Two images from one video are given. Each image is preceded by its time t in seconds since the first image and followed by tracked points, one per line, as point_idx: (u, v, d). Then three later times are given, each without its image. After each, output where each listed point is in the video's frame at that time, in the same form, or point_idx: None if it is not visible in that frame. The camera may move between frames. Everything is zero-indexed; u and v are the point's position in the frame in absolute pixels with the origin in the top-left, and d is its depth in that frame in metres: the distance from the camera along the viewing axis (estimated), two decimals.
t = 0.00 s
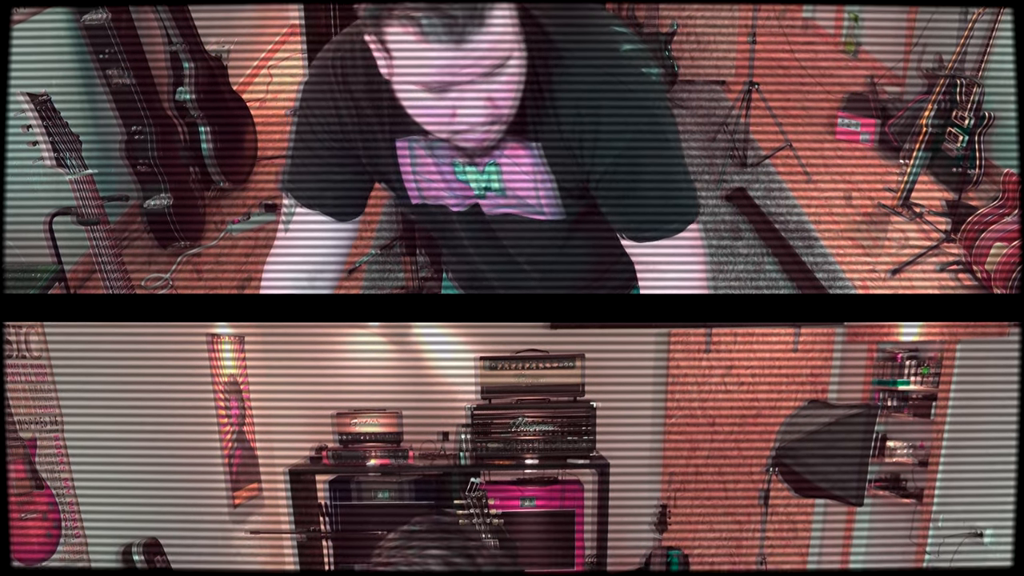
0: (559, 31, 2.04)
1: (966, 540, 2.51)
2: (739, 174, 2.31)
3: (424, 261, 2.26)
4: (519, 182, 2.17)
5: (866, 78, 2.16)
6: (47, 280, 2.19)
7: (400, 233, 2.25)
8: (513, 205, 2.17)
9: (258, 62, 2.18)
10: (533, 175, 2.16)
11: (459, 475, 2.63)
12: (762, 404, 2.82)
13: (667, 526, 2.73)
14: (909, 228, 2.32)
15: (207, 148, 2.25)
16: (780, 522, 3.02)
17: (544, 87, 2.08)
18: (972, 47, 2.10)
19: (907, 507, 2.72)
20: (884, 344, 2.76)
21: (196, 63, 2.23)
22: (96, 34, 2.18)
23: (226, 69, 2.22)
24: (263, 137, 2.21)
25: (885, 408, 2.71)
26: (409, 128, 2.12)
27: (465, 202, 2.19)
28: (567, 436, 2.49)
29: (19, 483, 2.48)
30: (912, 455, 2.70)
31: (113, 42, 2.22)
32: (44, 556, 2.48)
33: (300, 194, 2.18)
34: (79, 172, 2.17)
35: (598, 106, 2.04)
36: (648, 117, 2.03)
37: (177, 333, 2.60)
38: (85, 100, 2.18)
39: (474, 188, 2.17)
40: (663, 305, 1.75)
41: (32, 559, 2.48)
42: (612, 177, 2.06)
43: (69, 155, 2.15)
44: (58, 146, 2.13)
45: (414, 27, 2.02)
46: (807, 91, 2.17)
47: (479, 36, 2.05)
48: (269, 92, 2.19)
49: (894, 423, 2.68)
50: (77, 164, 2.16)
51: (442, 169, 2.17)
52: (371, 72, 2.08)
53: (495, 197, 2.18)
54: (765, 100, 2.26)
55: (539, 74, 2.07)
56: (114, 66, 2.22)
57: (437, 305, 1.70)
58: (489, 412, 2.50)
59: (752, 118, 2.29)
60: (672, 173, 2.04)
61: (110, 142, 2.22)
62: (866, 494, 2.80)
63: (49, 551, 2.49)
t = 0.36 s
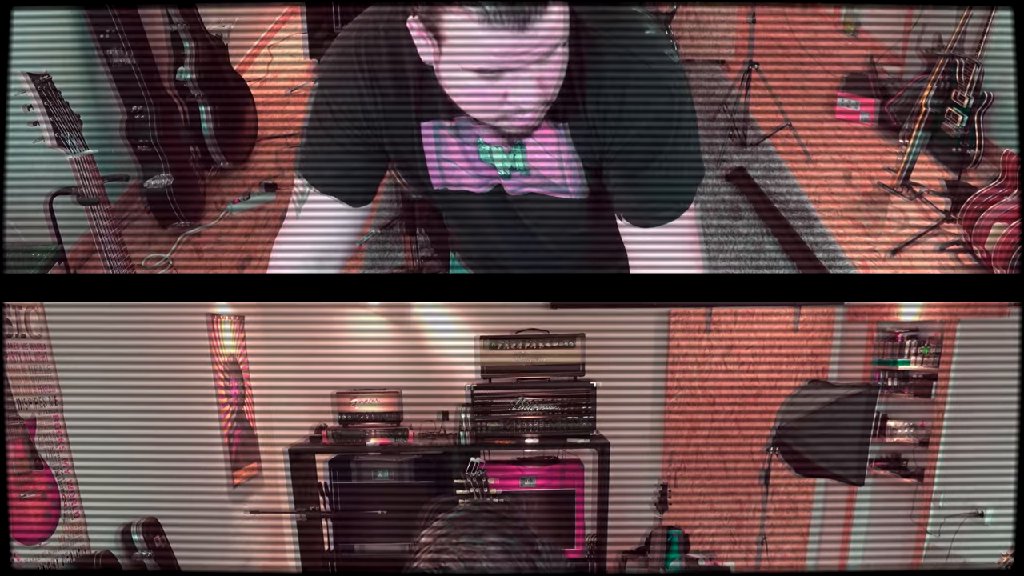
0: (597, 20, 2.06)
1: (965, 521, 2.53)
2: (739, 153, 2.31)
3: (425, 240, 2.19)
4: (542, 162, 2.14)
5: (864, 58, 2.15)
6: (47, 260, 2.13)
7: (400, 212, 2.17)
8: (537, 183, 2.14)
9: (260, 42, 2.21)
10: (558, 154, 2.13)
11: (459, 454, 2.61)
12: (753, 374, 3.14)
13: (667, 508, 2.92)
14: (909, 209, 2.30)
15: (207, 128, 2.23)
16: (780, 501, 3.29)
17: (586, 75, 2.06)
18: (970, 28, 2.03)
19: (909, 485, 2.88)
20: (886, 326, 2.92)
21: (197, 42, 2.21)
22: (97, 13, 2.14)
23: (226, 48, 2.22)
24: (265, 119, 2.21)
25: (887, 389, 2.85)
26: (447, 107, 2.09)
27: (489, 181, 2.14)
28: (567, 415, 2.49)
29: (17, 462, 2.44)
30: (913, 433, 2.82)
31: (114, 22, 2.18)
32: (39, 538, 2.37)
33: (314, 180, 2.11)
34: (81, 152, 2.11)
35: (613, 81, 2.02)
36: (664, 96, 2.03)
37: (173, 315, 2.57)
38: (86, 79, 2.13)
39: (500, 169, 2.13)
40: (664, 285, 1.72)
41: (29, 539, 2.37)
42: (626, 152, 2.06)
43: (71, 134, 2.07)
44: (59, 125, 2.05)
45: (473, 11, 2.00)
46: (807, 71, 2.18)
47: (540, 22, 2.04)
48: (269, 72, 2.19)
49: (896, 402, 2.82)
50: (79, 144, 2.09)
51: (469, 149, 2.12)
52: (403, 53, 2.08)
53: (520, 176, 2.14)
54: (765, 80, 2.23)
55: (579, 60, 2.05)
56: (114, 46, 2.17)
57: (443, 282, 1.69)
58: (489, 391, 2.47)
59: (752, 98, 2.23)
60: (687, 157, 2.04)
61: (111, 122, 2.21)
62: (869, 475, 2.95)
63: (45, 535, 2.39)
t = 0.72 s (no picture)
0: None
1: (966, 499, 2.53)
2: (739, 133, 2.29)
3: (424, 220, 2.23)
4: (557, 140, 2.01)
5: (863, 38, 2.10)
6: (48, 241, 2.08)
7: (400, 193, 2.17)
8: (554, 160, 1.99)
9: (259, 22, 2.29)
10: (573, 132, 1.99)
11: (460, 433, 2.68)
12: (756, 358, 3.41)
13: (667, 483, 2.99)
14: (909, 188, 2.30)
15: (208, 107, 2.21)
16: (780, 480, 3.41)
17: (600, 56, 1.86)
18: (968, 14, 2.08)
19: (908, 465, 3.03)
20: (885, 307, 3.11)
21: (197, 21, 2.19)
22: None
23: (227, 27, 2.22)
24: (265, 97, 2.27)
25: (888, 371, 2.99)
26: (459, 86, 1.96)
27: (503, 160, 1.99)
28: (567, 394, 2.46)
29: (14, 443, 2.13)
30: (913, 413, 2.90)
31: None
32: (41, 518, 2.16)
33: (321, 159, 2.07)
34: (83, 131, 2.04)
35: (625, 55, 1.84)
36: (674, 64, 1.81)
37: (168, 295, 2.52)
38: (87, 61, 2.06)
39: (514, 147, 1.99)
40: (665, 264, 1.70)
41: (29, 520, 2.15)
42: (637, 122, 1.89)
43: (72, 114, 2.00)
44: (59, 104, 1.97)
45: None
46: (808, 50, 2.10)
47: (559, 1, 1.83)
48: (270, 52, 2.26)
49: (896, 382, 2.94)
50: (81, 123, 2.02)
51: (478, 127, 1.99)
52: (413, 32, 1.97)
53: (534, 154, 2.00)
54: (765, 60, 2.16)
55: (591, 41, 1.87)
56: (115, 24, 2.03)
57: (449, 262, 1.69)
58: (489, 370, 2.45)
59: (751, 77, 2.19)
60: (696, 134, 1.88)
61: (112, 101, 2.16)
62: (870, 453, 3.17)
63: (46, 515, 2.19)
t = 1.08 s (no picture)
0: None
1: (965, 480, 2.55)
2: (739, 113, 2.27)
3: (425, 200, 2.11)
4: (559, 117, 2.05)
5: (863, 16, 2.18)
6: (48, 220, 2.11)
7: (400, 172, 2.09)
8: (559, 139, 2.02)
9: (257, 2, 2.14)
10: (576, 108, 2.02)
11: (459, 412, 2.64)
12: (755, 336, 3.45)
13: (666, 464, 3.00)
14: (909, 167, 2.28)
15: (208, 87, 2.15)
16: (780, 459, 3.72)
17: (602, 34, 1.94)
18: None
19: (909, 445, 3.22)
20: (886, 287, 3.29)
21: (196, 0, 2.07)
22: None
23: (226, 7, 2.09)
24: (269, 80, 2.16)
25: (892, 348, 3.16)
26: (462, 61, 2.00)
27: (508, 139, 2.02)
28: (567, 373, 2.50)
29: (15, 421, 2.30)
30: (914, 393, 3.12)
31: None
32: (39, 498, 2.30)
33: (325, 139, 2.08)
34: (82, 112, 2.12)
35: (630, 25, 1.92)
36: (675, 39, 1.93)
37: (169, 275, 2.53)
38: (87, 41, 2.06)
39: (520, 127, 2.03)
40: (664, 244, 1.70)
41: (26, 499, 2.31)
42: (640, 95, 1.93)
43: (72, 95, 2.08)
44: (60, 84, 2.06)
45: None
46: (808, 30, 2.16)
47: None
48: (270, 31, 2.14)
49: (896, 362, 3.12)
50: (80, 104, 2.10)
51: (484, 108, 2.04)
52: (418, 14, 2.02)
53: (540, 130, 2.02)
54: (765, 42, 2.20)
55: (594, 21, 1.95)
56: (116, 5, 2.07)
57: (450, 239, 1.69)
58: (489, 350, 2.47)
59: (750, 58, 2.21)
60: (697, 111, 1.95)
61: (112, 82, 2.14)
62: (871, 434, 3.33)
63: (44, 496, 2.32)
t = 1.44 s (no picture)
0: None
1: (965, 460, 2.55)
2: (739, 92, 2.31)
3: (424, 179, 2.32)
4: (563, 93, 2.02)
5: None
6: (49, 200, 1.98)
7: (400, 151, 2.25)
8: (560, 115, 1.97)
9: None
10: (579, 83, 2.00)
11: (459, 391, 2.73)
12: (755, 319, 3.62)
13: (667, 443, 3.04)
14: (908, 147, 2.32)
15: (210, 67, 2.18)
16: (781, 440, 3.81)
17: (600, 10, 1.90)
18: None
19: (909, 424, 3.33)
20: (885, 267, 3.40)
21: None
22: None
23: None
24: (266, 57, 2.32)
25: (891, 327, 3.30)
26: (464, 38, 1.92)
27: (509, 117, 1.98)
28: (567, 353, 2.47)
29: (14, 402, 2.25)
30: (915, 372, 3.18)
31: None
32: (39, 478, 2.24)
33: (325, 119, 2.01)
34: (84, 91, 2.00)
35: None
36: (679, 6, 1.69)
37: (168, 254, 2.53)
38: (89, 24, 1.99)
39: (522, 104, 2.00)
40: (667, 225, 1.69)
41: (26, 479, 2.24)
42: (640, 68, 1.81)
43: (73, 74, 1.94)
44: (60, 64, 1.91)
45: None
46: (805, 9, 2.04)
47: None
48: (271, 11, 2.27)
49: (897, 342, 3.22)
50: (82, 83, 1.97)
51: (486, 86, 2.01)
52: None
53: (540, 106, 2.00)
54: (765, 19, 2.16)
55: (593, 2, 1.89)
56: None
57: (446, 218, 1.67)
58: (489, 330, 2.48)
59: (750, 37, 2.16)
60: (699, 83, 1.81)
61: (113, 61, 2.10)
62: (873, 413, 3.53)
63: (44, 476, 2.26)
